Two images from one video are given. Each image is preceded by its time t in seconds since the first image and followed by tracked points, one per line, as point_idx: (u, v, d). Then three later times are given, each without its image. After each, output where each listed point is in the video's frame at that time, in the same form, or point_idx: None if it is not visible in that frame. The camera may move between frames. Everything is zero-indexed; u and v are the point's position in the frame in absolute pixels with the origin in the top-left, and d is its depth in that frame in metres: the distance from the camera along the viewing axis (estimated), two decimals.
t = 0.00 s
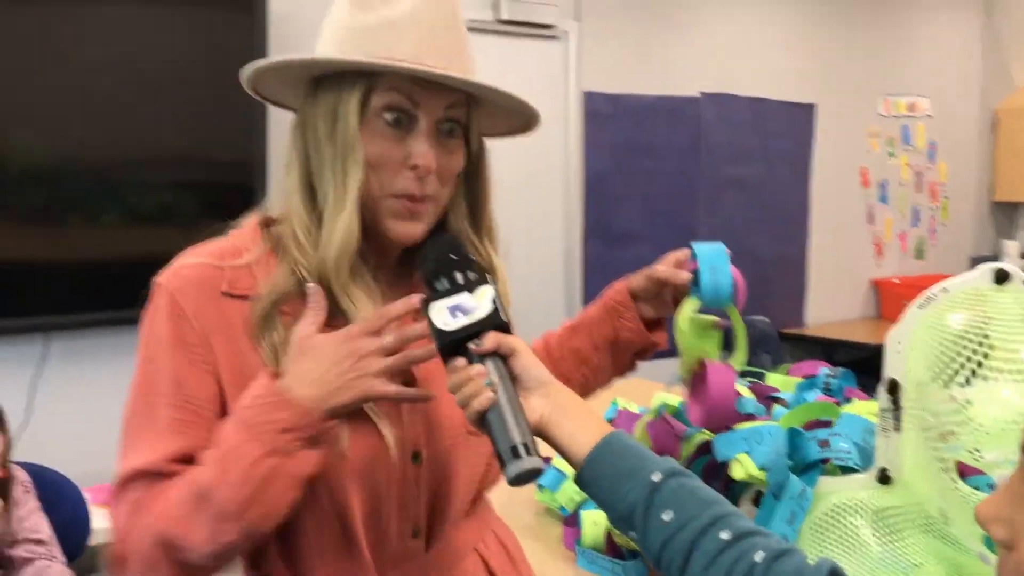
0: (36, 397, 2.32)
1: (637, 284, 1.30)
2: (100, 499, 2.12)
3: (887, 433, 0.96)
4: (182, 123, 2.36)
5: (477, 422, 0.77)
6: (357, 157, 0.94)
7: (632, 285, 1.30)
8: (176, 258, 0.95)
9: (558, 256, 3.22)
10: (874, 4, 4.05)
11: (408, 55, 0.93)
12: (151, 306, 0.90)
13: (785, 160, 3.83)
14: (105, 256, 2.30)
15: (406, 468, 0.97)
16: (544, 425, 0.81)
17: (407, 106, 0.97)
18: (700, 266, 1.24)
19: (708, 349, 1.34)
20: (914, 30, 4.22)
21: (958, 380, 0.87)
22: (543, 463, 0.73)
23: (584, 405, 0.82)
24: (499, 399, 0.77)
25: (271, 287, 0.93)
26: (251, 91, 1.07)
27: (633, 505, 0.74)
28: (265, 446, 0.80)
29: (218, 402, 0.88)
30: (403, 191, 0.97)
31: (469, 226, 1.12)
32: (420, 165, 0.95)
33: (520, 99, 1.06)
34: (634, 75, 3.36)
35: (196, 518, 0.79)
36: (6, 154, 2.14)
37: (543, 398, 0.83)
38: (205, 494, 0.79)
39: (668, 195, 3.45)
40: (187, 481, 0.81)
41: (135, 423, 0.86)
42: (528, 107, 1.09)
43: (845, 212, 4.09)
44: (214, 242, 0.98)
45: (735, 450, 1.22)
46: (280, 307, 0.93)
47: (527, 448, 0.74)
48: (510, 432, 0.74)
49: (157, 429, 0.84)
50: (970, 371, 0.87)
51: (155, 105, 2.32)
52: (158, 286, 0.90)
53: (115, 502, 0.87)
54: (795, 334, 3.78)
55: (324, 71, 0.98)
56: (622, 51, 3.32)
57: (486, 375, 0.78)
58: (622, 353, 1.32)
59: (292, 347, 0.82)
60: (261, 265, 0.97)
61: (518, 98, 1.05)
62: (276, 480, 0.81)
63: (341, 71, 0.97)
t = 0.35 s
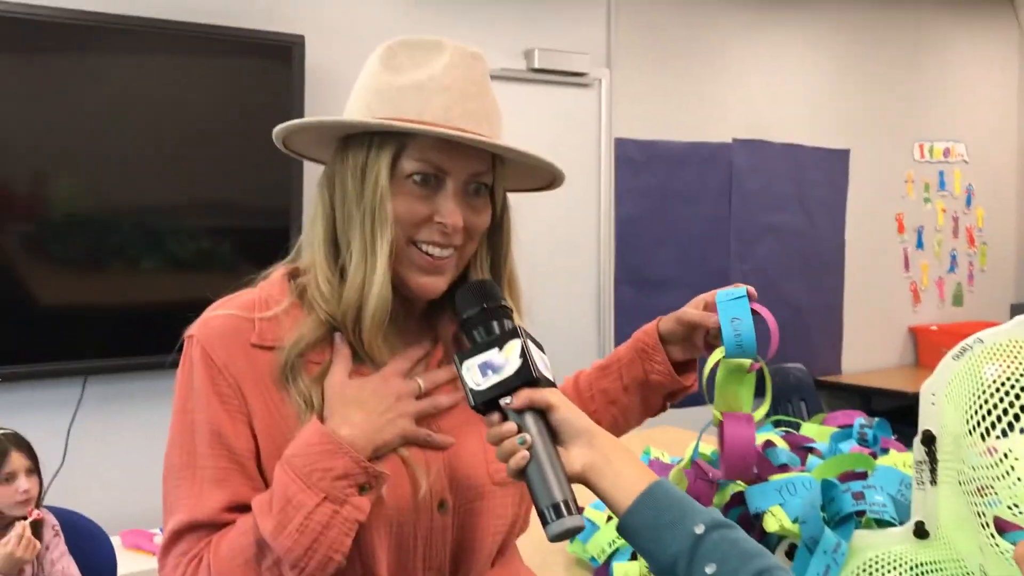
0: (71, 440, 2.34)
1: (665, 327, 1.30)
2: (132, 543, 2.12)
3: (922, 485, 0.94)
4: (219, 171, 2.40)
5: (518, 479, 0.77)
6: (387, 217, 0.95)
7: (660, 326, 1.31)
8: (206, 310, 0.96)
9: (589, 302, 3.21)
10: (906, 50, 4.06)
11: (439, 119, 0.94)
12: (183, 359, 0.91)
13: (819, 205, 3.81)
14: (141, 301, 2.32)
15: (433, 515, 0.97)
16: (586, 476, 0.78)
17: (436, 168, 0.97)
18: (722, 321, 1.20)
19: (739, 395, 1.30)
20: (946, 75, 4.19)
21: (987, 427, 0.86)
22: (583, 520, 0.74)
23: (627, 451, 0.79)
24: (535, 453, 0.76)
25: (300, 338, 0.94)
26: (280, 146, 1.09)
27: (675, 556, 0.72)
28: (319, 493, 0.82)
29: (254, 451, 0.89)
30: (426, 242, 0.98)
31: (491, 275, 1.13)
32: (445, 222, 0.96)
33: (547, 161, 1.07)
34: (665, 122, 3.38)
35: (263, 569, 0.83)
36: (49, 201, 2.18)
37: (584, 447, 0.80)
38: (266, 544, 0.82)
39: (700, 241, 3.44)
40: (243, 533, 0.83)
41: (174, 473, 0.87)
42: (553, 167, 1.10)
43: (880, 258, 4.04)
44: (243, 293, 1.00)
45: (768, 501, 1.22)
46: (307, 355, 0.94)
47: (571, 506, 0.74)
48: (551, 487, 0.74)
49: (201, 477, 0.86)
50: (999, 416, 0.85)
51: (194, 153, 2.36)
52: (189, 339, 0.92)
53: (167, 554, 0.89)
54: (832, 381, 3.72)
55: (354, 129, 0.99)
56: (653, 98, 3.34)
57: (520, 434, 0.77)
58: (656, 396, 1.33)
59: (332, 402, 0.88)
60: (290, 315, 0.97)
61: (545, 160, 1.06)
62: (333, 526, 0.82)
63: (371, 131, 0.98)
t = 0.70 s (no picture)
0: (84, 449, 2.35)
1: (675, 339, 1.30)
2: (143, 553, 2.12)
3: (940, 504, 0.94)
4: (234, 182, 2.41)
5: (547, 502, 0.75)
6: (405, 220, 0.94)
7: (671, 339, 1.30)
8: (217, 320, 0.96)
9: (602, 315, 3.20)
10: (923, 66, 4.04)
11: (455, 117, 0.93)
12: (194, 369, 0.90)
13: (834, 221, 3.79)
14: (156, 311, 2.33)
15: (445, 531, 0.96)
16: (616, 502, 0.77)
17: (453, 168, 0.98)
18: (740, 330, 1.20)
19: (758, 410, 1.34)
20: (963, 89, 4.17)
21: (1002, 446, 0.85)
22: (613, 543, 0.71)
23: (657, 478, 0.80)
24: (566, 476, 0.75)
25: (312, 349, 0.94)
26: (287, 164, 1.09)
27: None
28: (334, 509, 0.82)
29: (266, 465, 0.89)
30: (443, 242, 0.98)
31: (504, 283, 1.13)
32: (465, 221, 0.96)
33: (560, 158, 1.08)
34: (680, 136, 3.37)
35: None
36: (67, 211, 2.20)
37: (615, 473, 0.79)
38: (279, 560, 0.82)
39: (714, 255, 3.43)
40: (254, 548, 0.82)
41: (186, 486, 0.86)
42: (564, 164, 1.11)
43: (895, 274, 4.02)
44: (254, 304, 0.99)
45: (782, 519, 1.22)
46: (319, 367, 0.94)
47: (597, 530, 0.72)
48: (580, 510, 0.73)
49: (212, 489, 0.85)
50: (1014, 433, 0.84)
51: (210, 165, 2.38)
52: (201, 349, 0.91)
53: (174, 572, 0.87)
54: (846, 398, 3.69)
55: (370, 135, 0.99)
56: (668, 112, 3.34)
57: (550, 457, 0.75)
58: (665, 408, 1.32)
59: (344, 415, 0.89)
60: (302, 326, 0.97)
61: (557, 155, 1.07)
62: (346, 544, 0.82)
63: (388, 133, 0.98)
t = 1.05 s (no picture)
0: (88, 434, 2.35)
1: (673, 328, 1.29)
2: (148, 537, 2.13)
3: (948, 487, 0.95)
4: (238, 168, 2.41)
5: (569, 472, 0.79)
6: (424, 209, 0.94)
7: (669, 329, 1.29)
8: (219, 310, 0.95)
9: (605, 302, 3.20)
10: (927, 53, 4.03)
11: (474, 104, 0.93)
12: (197, 362, 0.90)
13: (837, 208, 3.79)
14: (160, 298, 2.33)
15: (457, 517, 0.95)
16: (638, 474, 0.80)
17: (471, 156, 0.98)
18: (735, 313, 1.22)
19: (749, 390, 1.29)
20: (967, 77, 4.16)
21: (1011, 426, 0.85)
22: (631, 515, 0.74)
23: (679, 448, 0.81)
24: (586, 446, 0.79)
25: (317, 340, 0.93)
26: (286, 144, 1.08)
27: (730, 555, 0.73)
28: (349, 504, 0.82)
29: (274, 457, 0.89)
30: (462, 232, 0.98)
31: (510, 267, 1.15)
32: (483, 211, 0.96)
33: (571, 143, 1.09)
34: (683, 123, 3.37)
35: None
36: (72, 197, 2.20)
37: (636, 445, 0.82)
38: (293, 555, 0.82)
39: (717, 243, 3.43)
40: (267, 544, 0.82)
41: (193, 480, 0.86)
42: (575, 147, 1.11)
43: (897, 261, 4.02)
44: (257, 292, 0.98)
45: (789, 501, 1.22)
46: (325, 358, 0.94)
47: (615, 501, 0.75)
48: (600, 482, 0.76)
49: (220, 484, 0.85)
50: (1023, 414, 0.84)
51: (214, 151, 2.37)
52: (204, 341, 0.91)
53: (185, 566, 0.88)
54: (848, 385, 3.69)
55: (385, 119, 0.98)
56: (672, 98, 3.33)
57: (570, 429, 0.79)
58: (660, 395, 1.33)
59: (354, 406, 0.88)
60: (307, 316, 0.97)
61: (569, 142, 1.08)
62: (362, 539, 0.83)
63: (403, 118, 0.97)
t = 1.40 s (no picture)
0: (98, 416, 2.37)
1: (671, 303, 1.29)
2: (158, 517, 2.15)
3: (952, 465, 0.96)
4: (245, 151, 2.42)
5: (577, 452, 0.81)
6: (437, 184, 0.94)
7: (666, 305, 1.29)
8: (230, 293, 0.96)
9: (611, 285, 3.21)
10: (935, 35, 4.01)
11: (497, 78, 0.94)
12: (210, 345, 0.90)
13: (844, 191, 3.78)
14: (168, 280, 2.34)
15: (472, 497, 0.96)
16: (645, 454, 0.80)
17: (488, 134, 0.98)
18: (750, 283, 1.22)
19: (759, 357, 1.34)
20: (975, 59, 4.14)
21: (1017, 403, 0.86)
22: (639, 496, 0.75)
23: (687, 428, 0.81)
24: (595, 428, 0.80)
25: (330, 322, 0.93)
26: (300, 114, 1.08)
27: (739, 533, 0.73)
28: (372, 488, 0.83)
29: (290, 441, 0.90)
30: (475, 212, 0.98)
31: (519, 250, 1.16)
32: (497, 190, 0.97)
33: (587, 127, 1.10)
34: (689, 105, 3.36)
35: (311, 566, 0.84)
36: (80, 180, 2.21)
37: (644, 425, 0.82)
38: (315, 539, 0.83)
39: (723, 226, 3.43)
40: (288, 528, 0.83)
41: (210, 465, 0.87)
42: (590, 133, 1.11)
43: (904, 244, 4.01)
44: (267, 274, 0.98)
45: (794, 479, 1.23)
46: (337, 340, 0.94)
47: (624, 482, 0.76)
48: (609, 463, 0.77)
49: (238, 469, 0.86)
50: None
51: (220, 133, 2.38)
52: (216, 324, 0.91)
53: (202, 551, 0.89)
54: (854, 368, 3.70)
55: (404, 91, 0.98)
56: (679, 81, 3.33)
57: (579, 410, 0.80)
58: (652, 370, 1.32)
59: (368, 386, 0.89)
60: (319, 296, 0.97)
61: (585, 125, 1.09)
62: (386, 522, 0.84)
63: (422, 92, 0.98)
